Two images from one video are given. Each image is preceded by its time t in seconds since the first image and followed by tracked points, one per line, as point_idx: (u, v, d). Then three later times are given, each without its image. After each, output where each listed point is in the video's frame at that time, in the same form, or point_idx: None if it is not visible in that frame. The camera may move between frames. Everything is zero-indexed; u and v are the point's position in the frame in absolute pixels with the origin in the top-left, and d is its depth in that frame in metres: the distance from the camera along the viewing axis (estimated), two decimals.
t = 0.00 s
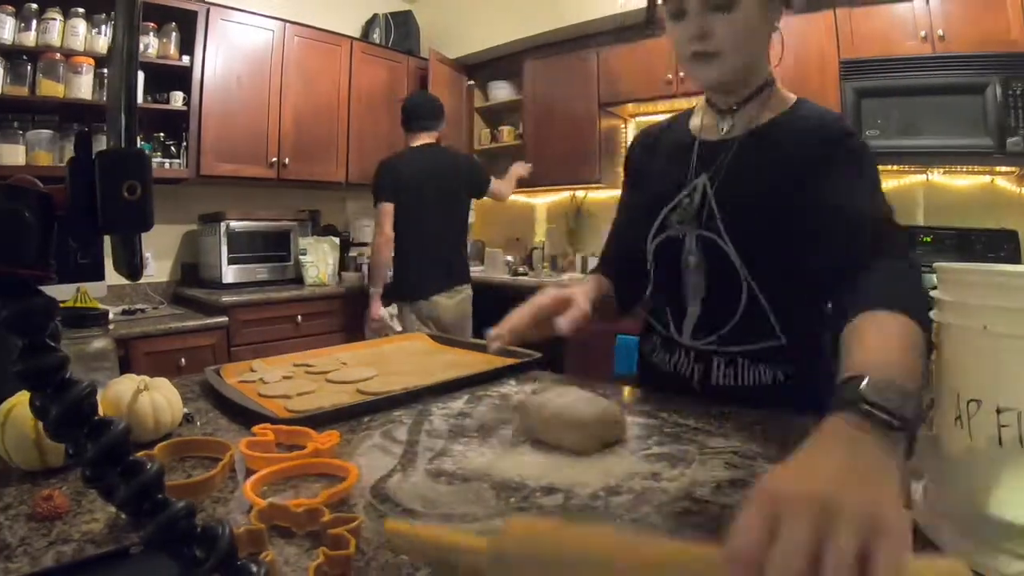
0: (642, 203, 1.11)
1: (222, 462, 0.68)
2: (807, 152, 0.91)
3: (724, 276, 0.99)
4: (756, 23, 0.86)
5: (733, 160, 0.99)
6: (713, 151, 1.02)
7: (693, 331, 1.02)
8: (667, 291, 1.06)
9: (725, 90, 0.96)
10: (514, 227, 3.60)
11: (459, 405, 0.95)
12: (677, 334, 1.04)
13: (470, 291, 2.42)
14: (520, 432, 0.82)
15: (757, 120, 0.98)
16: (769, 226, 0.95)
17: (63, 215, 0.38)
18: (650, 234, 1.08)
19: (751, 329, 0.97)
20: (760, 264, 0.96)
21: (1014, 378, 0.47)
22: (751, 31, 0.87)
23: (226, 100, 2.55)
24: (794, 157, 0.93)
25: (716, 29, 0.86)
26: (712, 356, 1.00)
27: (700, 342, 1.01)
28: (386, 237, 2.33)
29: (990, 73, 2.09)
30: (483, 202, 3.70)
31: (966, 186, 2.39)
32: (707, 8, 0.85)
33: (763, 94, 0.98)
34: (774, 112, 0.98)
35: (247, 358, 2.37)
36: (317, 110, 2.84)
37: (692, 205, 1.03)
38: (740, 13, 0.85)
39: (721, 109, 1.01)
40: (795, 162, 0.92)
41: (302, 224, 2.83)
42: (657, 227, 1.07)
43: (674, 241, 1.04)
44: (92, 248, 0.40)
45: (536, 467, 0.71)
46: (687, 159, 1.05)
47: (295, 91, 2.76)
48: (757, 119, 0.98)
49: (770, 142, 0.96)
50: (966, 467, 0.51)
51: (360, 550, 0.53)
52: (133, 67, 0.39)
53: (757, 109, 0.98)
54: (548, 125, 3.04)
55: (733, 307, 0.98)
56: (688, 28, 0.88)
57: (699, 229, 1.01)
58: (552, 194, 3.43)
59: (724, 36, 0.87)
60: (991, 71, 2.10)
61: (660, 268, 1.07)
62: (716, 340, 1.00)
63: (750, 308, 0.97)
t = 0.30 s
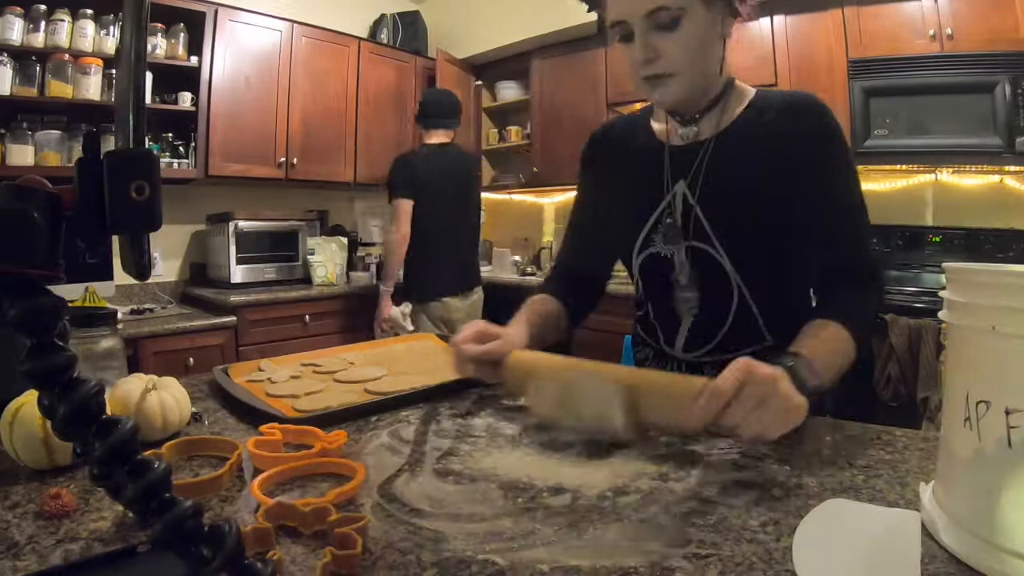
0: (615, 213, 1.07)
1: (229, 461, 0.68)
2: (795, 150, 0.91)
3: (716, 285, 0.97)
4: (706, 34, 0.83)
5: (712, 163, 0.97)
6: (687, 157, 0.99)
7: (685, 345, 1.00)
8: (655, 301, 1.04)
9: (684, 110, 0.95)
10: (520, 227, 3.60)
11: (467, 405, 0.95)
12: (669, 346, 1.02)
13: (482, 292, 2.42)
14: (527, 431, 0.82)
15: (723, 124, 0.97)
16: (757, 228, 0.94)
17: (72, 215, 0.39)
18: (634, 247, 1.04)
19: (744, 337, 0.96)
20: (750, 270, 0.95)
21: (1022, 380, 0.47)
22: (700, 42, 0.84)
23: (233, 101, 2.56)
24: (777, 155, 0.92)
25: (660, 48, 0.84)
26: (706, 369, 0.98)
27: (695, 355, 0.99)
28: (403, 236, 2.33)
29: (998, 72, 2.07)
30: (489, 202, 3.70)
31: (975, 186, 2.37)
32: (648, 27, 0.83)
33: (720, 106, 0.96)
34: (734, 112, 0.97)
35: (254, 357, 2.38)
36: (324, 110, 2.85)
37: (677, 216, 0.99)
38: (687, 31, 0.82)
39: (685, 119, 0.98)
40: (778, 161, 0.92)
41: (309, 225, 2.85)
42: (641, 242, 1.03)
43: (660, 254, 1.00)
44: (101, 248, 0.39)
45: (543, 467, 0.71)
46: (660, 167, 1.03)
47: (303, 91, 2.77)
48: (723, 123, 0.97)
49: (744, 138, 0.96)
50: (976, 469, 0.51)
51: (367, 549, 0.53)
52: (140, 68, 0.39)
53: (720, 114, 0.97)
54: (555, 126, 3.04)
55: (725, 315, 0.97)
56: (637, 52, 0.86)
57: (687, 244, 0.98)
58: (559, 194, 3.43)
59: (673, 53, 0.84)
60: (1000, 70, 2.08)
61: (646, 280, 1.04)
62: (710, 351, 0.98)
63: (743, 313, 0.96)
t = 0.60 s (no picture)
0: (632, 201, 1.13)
1: (229, 461, 0.68)
2: (802, 146, 0.94)
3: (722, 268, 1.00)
4: (725, 35, 0.93)
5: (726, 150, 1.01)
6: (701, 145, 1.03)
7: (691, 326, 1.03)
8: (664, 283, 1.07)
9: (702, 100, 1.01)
10: (520, 227, 3.60)
11: (466, 405, 0.95)
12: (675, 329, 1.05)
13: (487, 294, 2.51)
14: (527, 430, 0.82)
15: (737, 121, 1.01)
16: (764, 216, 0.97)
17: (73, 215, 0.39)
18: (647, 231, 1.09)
19: (749, 322, 0.98)
20: (756, 253, 0.98)
21: (1020, 380, 0.47)
22: (717, 44, 0.93)
23: (234, 101, 2.55)
24: (786, 146, 0.96)
25: (686, 44, 0.93)
26: (708, 350, 1.00)
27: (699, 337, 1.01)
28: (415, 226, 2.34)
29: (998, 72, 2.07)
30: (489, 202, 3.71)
31: (975, 186, 2.37)
32: (675, 22, 0.93)
33: (733, 103, 1.02)
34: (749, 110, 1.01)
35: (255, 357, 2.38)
36: (324, 110, 2.85)
37: (690, 198, 1.04)
38: (709, 30, 0.92)
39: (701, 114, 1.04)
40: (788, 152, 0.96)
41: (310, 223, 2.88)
42: (654, 225, 1.08)
43: (671, 236, 1.05)
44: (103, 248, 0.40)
45: (544, 465, 0.71)
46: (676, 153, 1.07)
47: (302, 91, 2.77)
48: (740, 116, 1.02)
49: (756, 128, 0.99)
50: (976, 469, 0.51)
51: (367, 549, 0.53)
52: (139, 67, 0.39)
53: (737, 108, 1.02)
54: (555, 125, 3.05)
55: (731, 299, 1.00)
56: (661, 47, 0.95)
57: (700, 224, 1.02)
58: (558, 194, 3.43)
59: (693, 47, 0.93)
60: (1000, 70, 2.07)
61: (656, 263, 1.08)
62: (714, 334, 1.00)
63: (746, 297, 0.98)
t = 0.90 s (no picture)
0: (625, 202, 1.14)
1: (229, 461, 0.68)
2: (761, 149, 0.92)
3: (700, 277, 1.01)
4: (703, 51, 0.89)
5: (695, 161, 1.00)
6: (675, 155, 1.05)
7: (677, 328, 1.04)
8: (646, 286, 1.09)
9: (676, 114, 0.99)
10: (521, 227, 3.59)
11: (467, 405, 0.95)
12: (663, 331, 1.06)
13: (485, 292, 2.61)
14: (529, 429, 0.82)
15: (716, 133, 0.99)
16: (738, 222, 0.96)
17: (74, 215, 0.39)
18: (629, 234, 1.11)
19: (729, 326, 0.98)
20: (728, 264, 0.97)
21: (1021, 380, 0.47)
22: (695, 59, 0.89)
23: (233, 100, 2.55)
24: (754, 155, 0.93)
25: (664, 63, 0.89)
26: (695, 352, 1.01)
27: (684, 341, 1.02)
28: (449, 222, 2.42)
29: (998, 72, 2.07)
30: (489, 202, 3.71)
31: (975, 186, 2.37)
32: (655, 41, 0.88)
33: (715, 110, 0.99)
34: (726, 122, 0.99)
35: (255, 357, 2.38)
36: (324, 110, 2.85)
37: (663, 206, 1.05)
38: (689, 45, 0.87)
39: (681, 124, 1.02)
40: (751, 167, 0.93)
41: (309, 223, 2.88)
42: (637, 226, 1.10)
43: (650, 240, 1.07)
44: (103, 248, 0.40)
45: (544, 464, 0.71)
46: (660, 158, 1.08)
47: (302, 91, 2.77)
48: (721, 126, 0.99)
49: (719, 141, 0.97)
50: (976, 470, 0.51)
51: (367, 549, 0.53)
52: (139, 67, 0.39)
53: (717, 116, 0.99)
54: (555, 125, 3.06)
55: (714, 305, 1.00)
56: (644, 65, 0.92)
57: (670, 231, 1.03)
58: (559, 194, 3.42)
59: (672, 64, 0.90)
60: (1000, 70, 2.07)
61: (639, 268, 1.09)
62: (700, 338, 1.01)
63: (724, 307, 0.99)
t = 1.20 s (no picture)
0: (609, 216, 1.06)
1: (228, 461, 0.68)
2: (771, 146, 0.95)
3: (702, 287, 0.97)
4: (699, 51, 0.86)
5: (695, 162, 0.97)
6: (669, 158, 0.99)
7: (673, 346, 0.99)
8: (636, 302, 1.03)
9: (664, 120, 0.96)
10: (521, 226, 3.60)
11: (467, 404, 0.95)
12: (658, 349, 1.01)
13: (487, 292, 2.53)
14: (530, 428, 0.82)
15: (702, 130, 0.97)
16: (746, 219, 0.96)
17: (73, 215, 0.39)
18: (618, 251, 1.03)
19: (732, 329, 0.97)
20: (734, 267, 0.96)
21: (1020, 381, 0.47)
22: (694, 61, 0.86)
23: (233, 100, 2.55)
24: (759, 149, 0.95)
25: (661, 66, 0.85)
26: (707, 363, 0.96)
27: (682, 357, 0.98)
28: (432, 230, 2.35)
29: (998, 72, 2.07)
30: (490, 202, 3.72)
31: (975, 186, 2.37)
32: (649, 45, 0.83)
33: (699, 109, 0.96)
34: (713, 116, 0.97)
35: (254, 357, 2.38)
36: (324, 110, 2.85)
37: (661, 217, 0.99)
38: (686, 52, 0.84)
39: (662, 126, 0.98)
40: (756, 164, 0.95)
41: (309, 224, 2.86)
42: (627, 242, 1.02)
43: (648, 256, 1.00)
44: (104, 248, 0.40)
45: (545, 463, 0.71)
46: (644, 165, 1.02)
47: (302, 91, 2.77)
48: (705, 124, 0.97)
49: (724, 139, 0.96)
50: (976, 470, 0.51)
51: (367, 549, 0.53)
52: (139, 67, 0.39)
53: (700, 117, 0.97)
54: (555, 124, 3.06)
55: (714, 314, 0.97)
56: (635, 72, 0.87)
57: (670, 246, 0.98)
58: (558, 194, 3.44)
59: (669, 69, 0.86)
60: (1000, 70, 2.07)
61: (632, 285, 1.03)
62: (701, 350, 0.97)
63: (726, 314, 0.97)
